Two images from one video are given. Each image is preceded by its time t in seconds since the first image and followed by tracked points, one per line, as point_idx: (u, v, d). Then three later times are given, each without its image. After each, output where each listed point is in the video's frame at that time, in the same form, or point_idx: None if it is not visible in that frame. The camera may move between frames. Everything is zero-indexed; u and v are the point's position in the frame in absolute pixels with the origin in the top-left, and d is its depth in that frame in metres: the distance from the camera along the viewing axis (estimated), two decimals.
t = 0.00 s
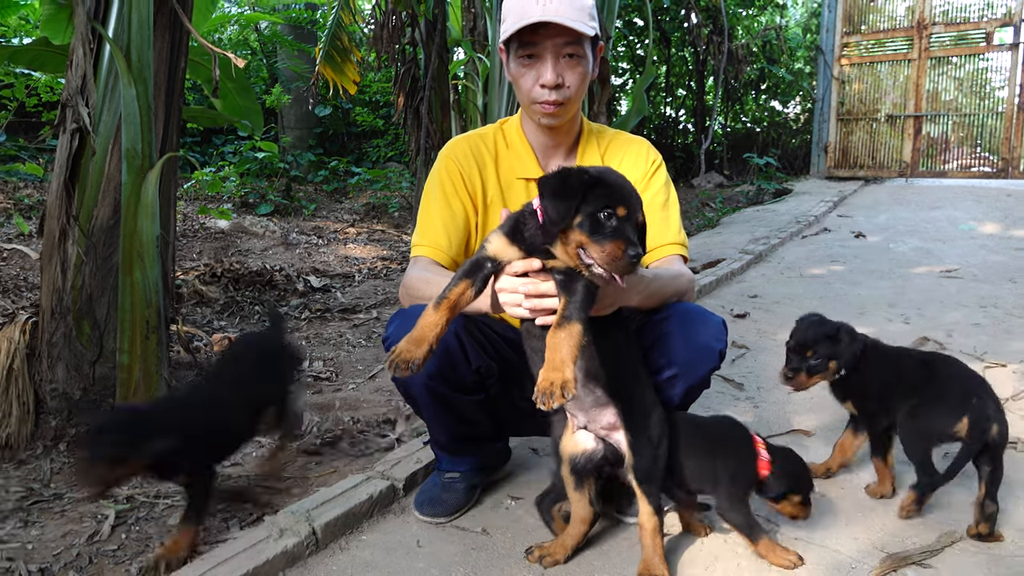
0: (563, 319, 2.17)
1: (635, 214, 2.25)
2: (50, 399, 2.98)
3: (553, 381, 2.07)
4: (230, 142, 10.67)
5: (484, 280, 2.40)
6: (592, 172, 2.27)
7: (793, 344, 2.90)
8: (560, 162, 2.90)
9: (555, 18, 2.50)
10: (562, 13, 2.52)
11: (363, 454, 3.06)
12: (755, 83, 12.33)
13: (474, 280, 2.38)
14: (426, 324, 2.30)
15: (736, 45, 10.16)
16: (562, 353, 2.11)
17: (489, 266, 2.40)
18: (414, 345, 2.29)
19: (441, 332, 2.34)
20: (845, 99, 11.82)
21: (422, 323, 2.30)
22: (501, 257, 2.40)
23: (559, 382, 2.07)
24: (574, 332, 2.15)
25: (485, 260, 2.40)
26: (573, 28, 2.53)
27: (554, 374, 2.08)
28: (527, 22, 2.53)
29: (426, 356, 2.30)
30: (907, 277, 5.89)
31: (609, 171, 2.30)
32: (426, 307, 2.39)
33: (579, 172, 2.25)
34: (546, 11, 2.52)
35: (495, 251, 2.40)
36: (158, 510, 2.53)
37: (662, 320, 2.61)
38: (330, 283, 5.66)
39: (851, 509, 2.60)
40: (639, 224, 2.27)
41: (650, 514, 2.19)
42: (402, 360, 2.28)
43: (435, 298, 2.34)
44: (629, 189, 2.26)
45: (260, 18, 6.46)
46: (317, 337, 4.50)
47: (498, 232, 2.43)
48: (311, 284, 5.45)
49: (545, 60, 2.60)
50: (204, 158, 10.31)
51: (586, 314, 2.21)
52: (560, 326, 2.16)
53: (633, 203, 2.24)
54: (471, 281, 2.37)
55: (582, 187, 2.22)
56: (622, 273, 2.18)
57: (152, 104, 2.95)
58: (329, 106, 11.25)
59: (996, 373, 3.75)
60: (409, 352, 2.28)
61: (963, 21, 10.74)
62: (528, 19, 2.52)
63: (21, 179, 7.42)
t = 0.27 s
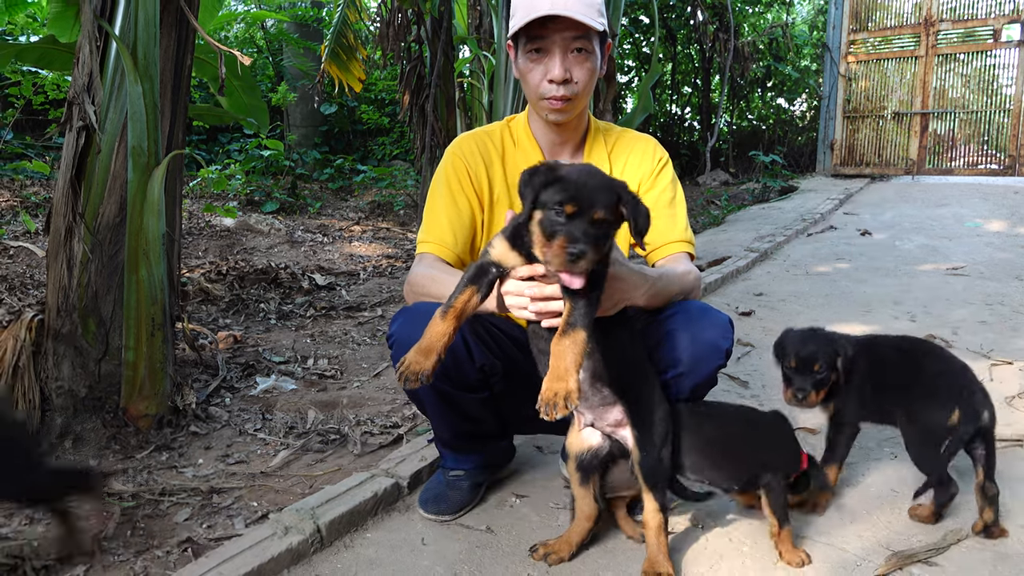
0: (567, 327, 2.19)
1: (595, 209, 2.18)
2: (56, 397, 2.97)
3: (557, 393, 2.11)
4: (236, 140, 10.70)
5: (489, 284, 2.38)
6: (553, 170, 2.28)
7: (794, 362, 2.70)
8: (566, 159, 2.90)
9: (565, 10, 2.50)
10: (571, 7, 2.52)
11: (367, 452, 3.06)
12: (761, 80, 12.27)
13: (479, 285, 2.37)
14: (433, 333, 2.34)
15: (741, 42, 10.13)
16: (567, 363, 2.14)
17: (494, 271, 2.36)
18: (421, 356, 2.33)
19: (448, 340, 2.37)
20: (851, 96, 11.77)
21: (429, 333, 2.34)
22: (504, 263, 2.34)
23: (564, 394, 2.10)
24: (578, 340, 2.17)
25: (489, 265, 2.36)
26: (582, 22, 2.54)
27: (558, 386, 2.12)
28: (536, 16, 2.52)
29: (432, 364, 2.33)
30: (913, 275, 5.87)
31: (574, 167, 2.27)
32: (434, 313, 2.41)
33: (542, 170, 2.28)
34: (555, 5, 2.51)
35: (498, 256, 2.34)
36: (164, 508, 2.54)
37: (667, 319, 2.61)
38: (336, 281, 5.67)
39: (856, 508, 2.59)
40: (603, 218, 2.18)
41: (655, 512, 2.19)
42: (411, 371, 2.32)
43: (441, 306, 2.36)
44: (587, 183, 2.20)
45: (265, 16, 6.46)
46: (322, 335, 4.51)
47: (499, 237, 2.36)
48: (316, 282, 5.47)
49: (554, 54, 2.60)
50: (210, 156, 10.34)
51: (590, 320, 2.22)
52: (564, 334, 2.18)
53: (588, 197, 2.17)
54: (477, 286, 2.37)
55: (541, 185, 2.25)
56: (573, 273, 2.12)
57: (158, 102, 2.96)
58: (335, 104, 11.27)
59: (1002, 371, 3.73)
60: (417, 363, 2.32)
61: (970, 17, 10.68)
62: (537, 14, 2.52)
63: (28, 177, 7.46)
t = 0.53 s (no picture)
0: (561, 339, 2.16)
1: (505, 214, 2.19)
2: (55, 395, 2.99)
3: (551, 410, 2.09)
4: (236, 139, 10.69)
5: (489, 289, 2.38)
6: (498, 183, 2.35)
7: (782, 367, 2.63)
8: (566, 160, 2.90)
9: (566, 10, 2.51)
10: (572, 7, 2.52)
11: (367, 452, 3.06)
12: (761, 81, 12.26)
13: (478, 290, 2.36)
14: (434, 339, 2.33)
15: (741, 43, 10.12)
16: (557, 378, 2.12)
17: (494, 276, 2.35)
18: (422, 361, 2.33)
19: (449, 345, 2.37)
20: (850, 97, 11.77)
21: (429, 339, 2.34)
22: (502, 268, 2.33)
23: (557, 411, 2.09)
24: (572, 353, 2.13)
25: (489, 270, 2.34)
26: (583, 23, 2.54)
27: (552, 402, 2.10)
28: (537, 16, 2.52)
29: (433, 370, 2.33)
30: (912, 275, 5.88)
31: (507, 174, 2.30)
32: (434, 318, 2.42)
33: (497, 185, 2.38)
34: (556, 5, 2.51)
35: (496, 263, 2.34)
36: (163, 507, 2.54)
37: (665, 318, 2.59)
38: (335, 281, 5.66)
39: (856, 508, 2.59)
40: (513, 222, 2.18)
41: (656, 512, 2.22)
42: (412, 377, 2.32)
43: (441, 311, 2.36)
44: (500, 191, 2.23)
45: (264, 15, 6.45)
46: (322, 335, 4.51)
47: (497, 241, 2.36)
48: (315, 281, 5.46)
49: (554, 54, 2.60)
50: (210, 155, 10.33)
51: (583, 330, 2.19)
52: (559, 347, 2.15)
53: (495, 204, 2.21)
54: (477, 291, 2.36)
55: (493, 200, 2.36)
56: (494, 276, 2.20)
57: (158, 101, 2.96)
58: (334, 104, 11.26)
59: (1001, 372, 3.74)
60: (418, 368, 2.32)
61: (970, 18, 10.68)
62: (538, 14, 2.52)
63: (27, 176, 7.45)
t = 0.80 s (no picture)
0: (567, 338, 2.15)
1: (503, 214, 2.19)
2: (56, 393, 2.99)
3: (559, 408, 2.07)
4: (236, 137, 10.69)
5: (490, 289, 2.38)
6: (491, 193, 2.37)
7: (821, 359, 2.58)
8: (566, 158, 2.90)
9: (566, 8, 2.51)
10: (572, 6, 2.52)
11: (367, 450, 3.06)
12: (761, 79, 12.24)
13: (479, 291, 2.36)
14: (436, 342, 2.33)
15: (742, 41, 10.11)
16: (564, 377, 2.10)
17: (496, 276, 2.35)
18: (424, 364, 2.33)
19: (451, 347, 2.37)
20: (851, 95, 11.76)
21: (431, 343, 2.33)
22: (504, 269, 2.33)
23: (565, 409, 2.07)
24: (577, 352, 2.13)
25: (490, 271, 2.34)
26: (583, 21, 2.54)
27: (560, 401, 2.08)
28: (536, 14, 2.52)
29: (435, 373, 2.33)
30: (913, 274, 5.88)
31: (503, 179, 2.32)
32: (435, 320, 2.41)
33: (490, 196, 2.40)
34: (556, 3, 2.51)
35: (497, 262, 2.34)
36: (163, 505, 2.54)
37: (666, 315, 2.58)
38: (335, 279, 5.66)
39: (856, 507, 2.59)
40: (511, 223, 2.18)
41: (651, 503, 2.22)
42: (415, 380, 2.32)
43: (443, 315, 2.36)
44: (498, 194, 2.24)
45: (264, 13, 6.45)
46: (322, 333, 4.51)
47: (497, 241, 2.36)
48: (316, 279, 5.46)
49: (554, 53, 2.59)
50: (210, 153, 10.33)
51: (588, 329, 2.19)
52: (564, 346, 2.14)
53: (492, 207, 2.22)
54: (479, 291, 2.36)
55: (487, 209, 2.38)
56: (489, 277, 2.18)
57: (158, 99, 2.95)
58: (334, 102, 11.27)
59: (1001, 371, 3.74)
60: (420, 372, 2.32)
61: (971, 16, 10.66)
62: (537, 13, 2.52)
63: (27, 174, 7.45)
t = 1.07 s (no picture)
0: (573, 336, 2.15)
1: (508, 206, 2.20)
2: (55, 393, 2.99)
3: (567, 405, 2.08)
4: (236, 137, 10.70)
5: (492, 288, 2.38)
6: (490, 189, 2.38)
7: (869, 424, 2.15)
8: (567, 159, 2.90)
9: (567, 9, 2.51)
10: (572, 6, 2.52)
11: (367, 450, 3.06)
12: (761, 79, 12.23)
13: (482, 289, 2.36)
14: (439, 339, 2.33)
15: (743, 40, 10.11)
16: (571, 374, 2.11)
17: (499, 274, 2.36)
18: (427, 361, 2.33)
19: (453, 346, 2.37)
20: (850, 95, 11.76)
21: (433, 339, 2.33)
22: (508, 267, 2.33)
23: (573, 406, 2.08)
24: (584, 349, 2.13)
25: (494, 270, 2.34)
26: (584, 21, 2.54)
27: (567, 397, 2.09)
28: (536, 15, 2.52)
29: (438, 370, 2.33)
30: (913, 274, 5.88)
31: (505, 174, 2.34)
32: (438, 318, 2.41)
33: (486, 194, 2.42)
34: (556, 3, 2.51)
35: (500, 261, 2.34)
36: (163, 505, 2.54)
37: (667, 315, 2.58)
38: (335, 279, 5.66)
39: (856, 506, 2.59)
40: (517, 212, 2.19)
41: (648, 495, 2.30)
42: (419, 377, 2.32)
43: (446, 312, 2.36)
44: (502, 186, 2.26)
45: (264, 13, 6.45)
46: (322, 333, 4.51)
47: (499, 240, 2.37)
48: (315, 279, 5.46)
49: (554, 53, 2.59)
50: (210, 153, 10.34)
51: (593, 326, 2.19)
52: (571, 343, 2.14)
53: (497, 198, 2.23)
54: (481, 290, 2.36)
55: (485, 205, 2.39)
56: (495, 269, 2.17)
57: (158, 99, 2.95)
58: (334, 102, 11.28)
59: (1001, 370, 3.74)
60: (424, 369, 2.32)
61: (970, 16, 10.66)
62: (537, 13, 2.52)
63: (27, 174, 7.45)
